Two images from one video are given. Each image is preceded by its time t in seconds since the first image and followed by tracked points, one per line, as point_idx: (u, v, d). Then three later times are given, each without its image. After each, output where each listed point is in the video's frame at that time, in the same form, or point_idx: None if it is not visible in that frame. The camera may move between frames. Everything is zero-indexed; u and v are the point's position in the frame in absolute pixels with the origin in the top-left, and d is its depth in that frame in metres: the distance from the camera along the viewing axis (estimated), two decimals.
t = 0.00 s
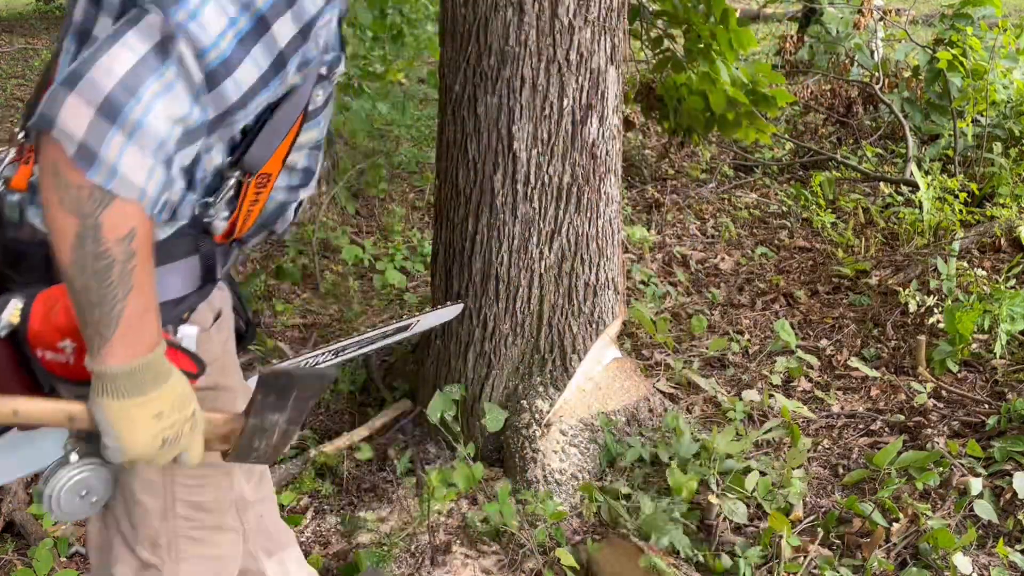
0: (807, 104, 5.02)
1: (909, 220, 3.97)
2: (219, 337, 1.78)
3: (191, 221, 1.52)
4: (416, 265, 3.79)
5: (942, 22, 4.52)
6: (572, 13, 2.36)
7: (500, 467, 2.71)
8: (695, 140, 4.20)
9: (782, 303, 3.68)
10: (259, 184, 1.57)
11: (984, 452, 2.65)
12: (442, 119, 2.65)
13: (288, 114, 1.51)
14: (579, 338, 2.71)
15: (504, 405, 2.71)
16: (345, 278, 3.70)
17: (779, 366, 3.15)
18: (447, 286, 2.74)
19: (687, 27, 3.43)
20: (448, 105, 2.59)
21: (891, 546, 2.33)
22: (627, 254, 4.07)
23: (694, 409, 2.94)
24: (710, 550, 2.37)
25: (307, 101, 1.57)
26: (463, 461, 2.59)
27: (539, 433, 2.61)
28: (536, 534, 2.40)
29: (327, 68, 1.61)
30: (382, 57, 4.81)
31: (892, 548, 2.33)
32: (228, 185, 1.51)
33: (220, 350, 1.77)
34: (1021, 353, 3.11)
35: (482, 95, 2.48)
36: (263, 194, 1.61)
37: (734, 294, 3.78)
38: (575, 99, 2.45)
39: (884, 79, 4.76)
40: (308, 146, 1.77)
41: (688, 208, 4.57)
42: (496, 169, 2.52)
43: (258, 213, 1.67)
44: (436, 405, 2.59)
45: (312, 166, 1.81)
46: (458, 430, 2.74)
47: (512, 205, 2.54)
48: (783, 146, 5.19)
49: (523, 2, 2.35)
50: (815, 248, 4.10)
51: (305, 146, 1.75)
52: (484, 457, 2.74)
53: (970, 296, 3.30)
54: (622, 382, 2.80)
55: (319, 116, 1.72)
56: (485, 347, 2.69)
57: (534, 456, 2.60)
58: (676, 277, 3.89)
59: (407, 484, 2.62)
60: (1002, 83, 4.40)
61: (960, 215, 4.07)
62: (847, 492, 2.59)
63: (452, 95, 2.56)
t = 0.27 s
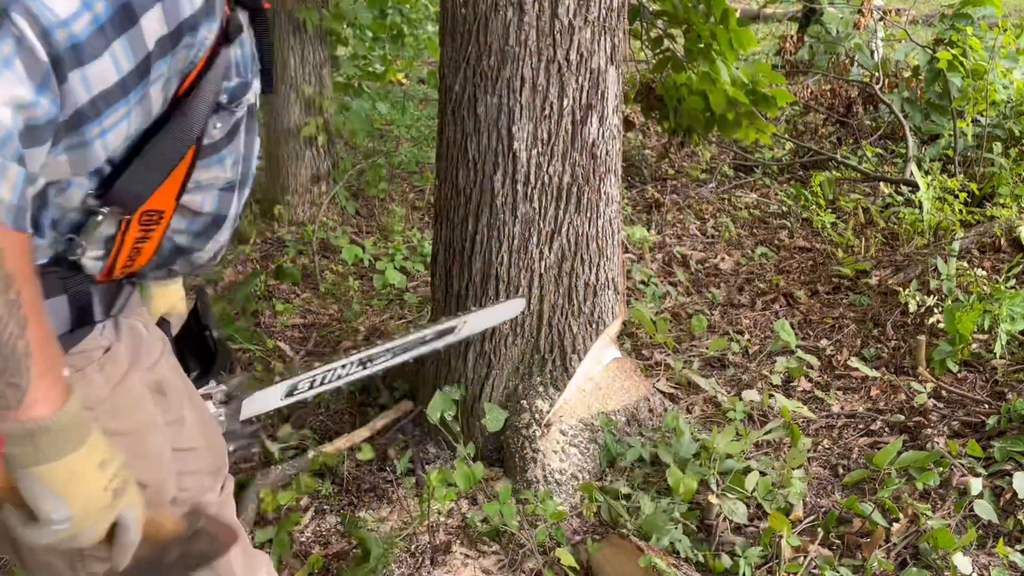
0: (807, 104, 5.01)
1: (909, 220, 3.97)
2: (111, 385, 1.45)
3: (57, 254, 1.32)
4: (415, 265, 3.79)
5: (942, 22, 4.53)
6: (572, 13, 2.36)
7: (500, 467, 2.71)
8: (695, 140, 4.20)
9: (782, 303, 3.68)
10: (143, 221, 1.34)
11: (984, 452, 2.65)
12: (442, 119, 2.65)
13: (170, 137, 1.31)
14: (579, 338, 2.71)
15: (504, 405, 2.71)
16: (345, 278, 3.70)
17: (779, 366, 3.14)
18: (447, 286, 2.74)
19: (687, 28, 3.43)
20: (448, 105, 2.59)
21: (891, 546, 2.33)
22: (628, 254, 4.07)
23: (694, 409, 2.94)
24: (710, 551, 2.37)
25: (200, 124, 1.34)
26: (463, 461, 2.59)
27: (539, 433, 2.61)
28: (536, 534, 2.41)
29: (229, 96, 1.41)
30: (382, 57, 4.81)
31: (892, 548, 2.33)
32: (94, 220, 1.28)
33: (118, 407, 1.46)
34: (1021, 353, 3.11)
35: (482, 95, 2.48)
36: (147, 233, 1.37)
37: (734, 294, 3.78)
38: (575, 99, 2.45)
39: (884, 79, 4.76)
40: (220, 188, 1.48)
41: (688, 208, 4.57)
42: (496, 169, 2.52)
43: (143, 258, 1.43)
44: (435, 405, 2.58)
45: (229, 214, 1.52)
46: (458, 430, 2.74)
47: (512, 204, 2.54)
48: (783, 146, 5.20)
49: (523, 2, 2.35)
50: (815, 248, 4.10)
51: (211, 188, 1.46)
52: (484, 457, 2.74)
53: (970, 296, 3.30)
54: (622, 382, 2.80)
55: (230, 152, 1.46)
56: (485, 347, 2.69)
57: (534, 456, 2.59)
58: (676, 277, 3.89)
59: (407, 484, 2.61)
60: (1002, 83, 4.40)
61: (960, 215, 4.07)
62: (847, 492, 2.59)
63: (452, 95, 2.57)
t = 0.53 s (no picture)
0: (807, 104, 5.01)
1: (909, 220, 3.97)
2: (53, 403, 1.50)
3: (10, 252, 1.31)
4: (415, 265, 3.79)
5: (942, 22, 4.53)
6: (572, 13, 2.36)
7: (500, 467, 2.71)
8: (695, 140, 4.19)
9: (782, 303, 3.68)
10: (101, 221, 1.32)
11: (984, 452, 2.65)
12: (442, 119, 2.65)
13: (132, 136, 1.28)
14: (579, 338, 2.71)
15: (504, 404, 2.71)
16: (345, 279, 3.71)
17: (779, 366, 3.14)
18: (447, 286, 2.75)
19: (686, 28, 3.43)
20: (449, 105, 2.59)
21: (891, 546, 2.33)
22: (627, 254, 4.07)
23: (694, 409, 2.94)
24: (709, 550, 2.37)
25: (169, 123, 1.32)
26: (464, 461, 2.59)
27: (539, 433, 2.63)
28: (536, 534, 2.41)
29: (201, 90, 1.37)
30: (382, 57, 4.82)
31: (892, 548, 2.33)
32: (51, 216, 1.28)
33: (62, 434, 1.51)
34: (1021, 353, 3.10)
35: (482, 95, 2.48)
36: (106, 235, 1.35)
37: (734, 294, 3.78)
38: (575, 99, 2.44)
39: (884, 79, 4.77)
40: (180, 188, 1.44)
41: (689, 208, 4.57)
42: (496, 169, 2.52)
43: (102, 263, 1.40)
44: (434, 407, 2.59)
45: (187, 217, 1.47)
46: (458, 430, 2.74)
47: (513, 204, 2.54)
48: (783, 146, 5.20)
49: (523, 2, 2.35)
50: (815, 248, 4.10)
51: (171, 187, 1.43)
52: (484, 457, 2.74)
53: (970, 296, 3.30)
54: (622, 382, 2.79)
55: (195, 151, 1.43)
56: (485, 347, 2.69)
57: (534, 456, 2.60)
58: (676, 277, 3.89)
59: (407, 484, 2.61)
60: (1002, 83, 4.40)
61: (960, 215, 4.07)
62: (847, 492, 2.59)
63: (452, 95, 2.57)
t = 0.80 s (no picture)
0: (807, 104, 5.01)
1: (909, 220, 3.97)
2: (20, 420, 1.46)
3: None
4: (415, 266, 3.79)
5: (942, 22, 4.53)
6: (572, 13, 2.36)
7: (500, 467, 2.71)
8: (695, 140, 4.19)
9: (782, 304, 3.68)
10: (73, 241, 1.34)
11: (984, 451, 2.65)
12: (442, 120, 2.65)
13: (110, 157, 1.27)
14: (579, 338, 2.71)
15: (504, 404, 2.71)
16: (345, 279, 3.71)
17: (779, 366, 3.14)
18: (447, 286, 2.75)
19: (686, 28, 3.43)
20: (449, 105, 2.59)
21: (891, 546, 2.33)
22: (627, 254, 4.07)
23: (694, 409, 2.94)
24: (709, 550, 2.37)
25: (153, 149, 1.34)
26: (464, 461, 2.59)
27: (539, 433, 2.62)
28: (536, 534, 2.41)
29: (183, 118, 1.43)
30: (382, 57, 4.82)
31: (892, 548, 2.33)
32: (28, 234, 1.29)
33: (23, 448, 1.46)
34: (1021, 353, 3.10)
35: (482, 95, 2.48)
36: (78, 255, 1.37)
37: (733, 294, 3.79)
38: (575, 99, 2.44)
39: (884, 79, 4.77)
40: (143, 208, 1.51)
41: (688, 209, 4.57)
42: (496, 169, 2.53)
43: (68, 283, 1.41)
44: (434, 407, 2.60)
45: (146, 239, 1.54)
46: (458, 430, 2.74)
47: (512, 205, 2.54)
48: (783, 146, 5.20)
49: (523, 2, 2.35)
50: (815, 248, 4.10)
51: (137, 207, 1.49)
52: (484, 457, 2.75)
53: (970, 296, 3.30)
54: (621, 382, 2.79)
55: (165, 175, 1.48)
56: (485, 347, 2.69)
57: (534, 456, 2.61)
58: (676, 277, 3.89)
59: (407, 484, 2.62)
60: (1002, 83, 4.40)
61: (960, 215, 4.07)
62: (847, 492, 2.59)
63: (452, 95, 2.57)
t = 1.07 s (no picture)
0: (807, 104, 5.00)
1: (909, 220, 3.97)
2: (14, 410, 1.50)
3: None
4: (416, 265, 3.79)
5: (942, 22, 4.53)
6: (572, 13, 2.35)
7: (500, 467, 2.72)
8: (695, 140, 4.19)
9: (782, 304, 3.69)
10: (58, 241, 1.37)
11: (984, 451, 2.65)
12: (442, 120, 2.66)
13: (89, 159, 1.30)
14: (579, 338, 2.71)
15: (504, 404, 2.72)
16: (345, 279, 3.71)
17: (779, 366, 3.15)
18: (447, 286, 2.75)
19: (686, 28, 3.43)
20: (449, 105, 2.59)
21: (891, 546, 2.33)
22: (627, 254, 4.08)
23: (694, 409, 2.94)
24: (710, 550, 2.37)
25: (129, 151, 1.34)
26: (464, 461, 2.59)
27: (539, 433, 2.62)
28: (536, 534, 2.42)
29: (163, 117, 1.40)
30: (382, 57, 4.82)
31: (892, 548, 2.33)
32: (9, 236, 1.33)
33: (20, 436, 1.50)
34: (1021, 353, 3.10)
35: (482, 95, 2.48)
36: (65, 256, 1.39)
37: (734, 294, 3.79)
38: (575, 99, 2.44)
39: (884, 79, 4.77)
40: (128, 207, 1.47)
41: (688, 209, 4.57)
42: (496, 169, 2.53)
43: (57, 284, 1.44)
44: (434, 405, 2.60)
45: (133, 238, 1.50)
46: (458, 430, 2.75)
47: (512, 205, 2.55)
48: (783, 146, 5.20)
49: (523, 2, 2.35)
50: (815, 248, 4.10)
51: (121, 207, 1.46)
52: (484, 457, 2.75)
53: (970, 296, 3.30)
54: (622, 382, 2.79)
55: (148, 174, 1.46)
56: (485, 347, 2.69)
57: (534, 456, 2.61)
58: (676, 277, 3.89)
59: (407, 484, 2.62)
60: (1002, 83, 4.40)
61: (960, 215, 4.07)
62: (847, 492, 2.59)
63: (452, 95, 2.57)
